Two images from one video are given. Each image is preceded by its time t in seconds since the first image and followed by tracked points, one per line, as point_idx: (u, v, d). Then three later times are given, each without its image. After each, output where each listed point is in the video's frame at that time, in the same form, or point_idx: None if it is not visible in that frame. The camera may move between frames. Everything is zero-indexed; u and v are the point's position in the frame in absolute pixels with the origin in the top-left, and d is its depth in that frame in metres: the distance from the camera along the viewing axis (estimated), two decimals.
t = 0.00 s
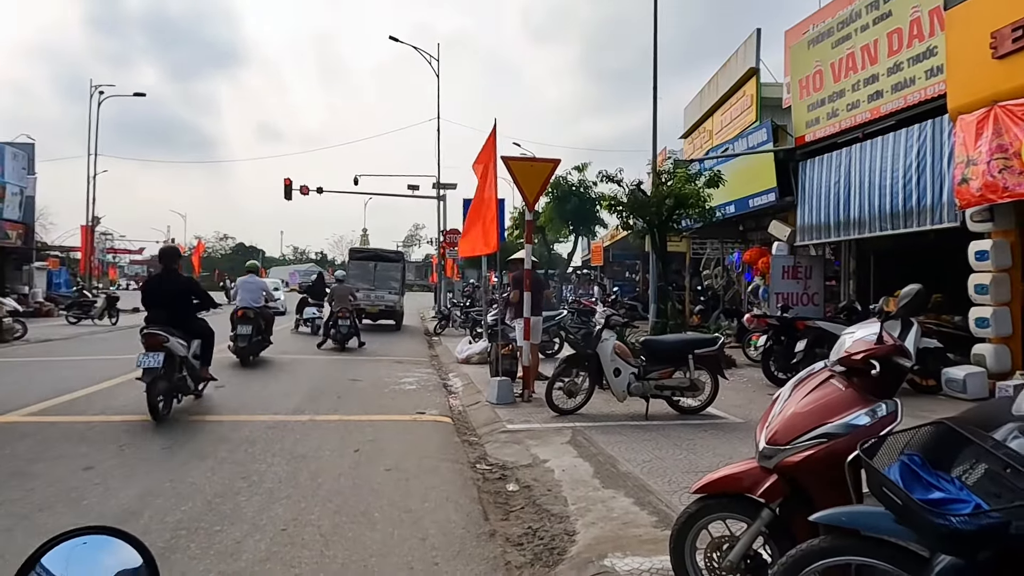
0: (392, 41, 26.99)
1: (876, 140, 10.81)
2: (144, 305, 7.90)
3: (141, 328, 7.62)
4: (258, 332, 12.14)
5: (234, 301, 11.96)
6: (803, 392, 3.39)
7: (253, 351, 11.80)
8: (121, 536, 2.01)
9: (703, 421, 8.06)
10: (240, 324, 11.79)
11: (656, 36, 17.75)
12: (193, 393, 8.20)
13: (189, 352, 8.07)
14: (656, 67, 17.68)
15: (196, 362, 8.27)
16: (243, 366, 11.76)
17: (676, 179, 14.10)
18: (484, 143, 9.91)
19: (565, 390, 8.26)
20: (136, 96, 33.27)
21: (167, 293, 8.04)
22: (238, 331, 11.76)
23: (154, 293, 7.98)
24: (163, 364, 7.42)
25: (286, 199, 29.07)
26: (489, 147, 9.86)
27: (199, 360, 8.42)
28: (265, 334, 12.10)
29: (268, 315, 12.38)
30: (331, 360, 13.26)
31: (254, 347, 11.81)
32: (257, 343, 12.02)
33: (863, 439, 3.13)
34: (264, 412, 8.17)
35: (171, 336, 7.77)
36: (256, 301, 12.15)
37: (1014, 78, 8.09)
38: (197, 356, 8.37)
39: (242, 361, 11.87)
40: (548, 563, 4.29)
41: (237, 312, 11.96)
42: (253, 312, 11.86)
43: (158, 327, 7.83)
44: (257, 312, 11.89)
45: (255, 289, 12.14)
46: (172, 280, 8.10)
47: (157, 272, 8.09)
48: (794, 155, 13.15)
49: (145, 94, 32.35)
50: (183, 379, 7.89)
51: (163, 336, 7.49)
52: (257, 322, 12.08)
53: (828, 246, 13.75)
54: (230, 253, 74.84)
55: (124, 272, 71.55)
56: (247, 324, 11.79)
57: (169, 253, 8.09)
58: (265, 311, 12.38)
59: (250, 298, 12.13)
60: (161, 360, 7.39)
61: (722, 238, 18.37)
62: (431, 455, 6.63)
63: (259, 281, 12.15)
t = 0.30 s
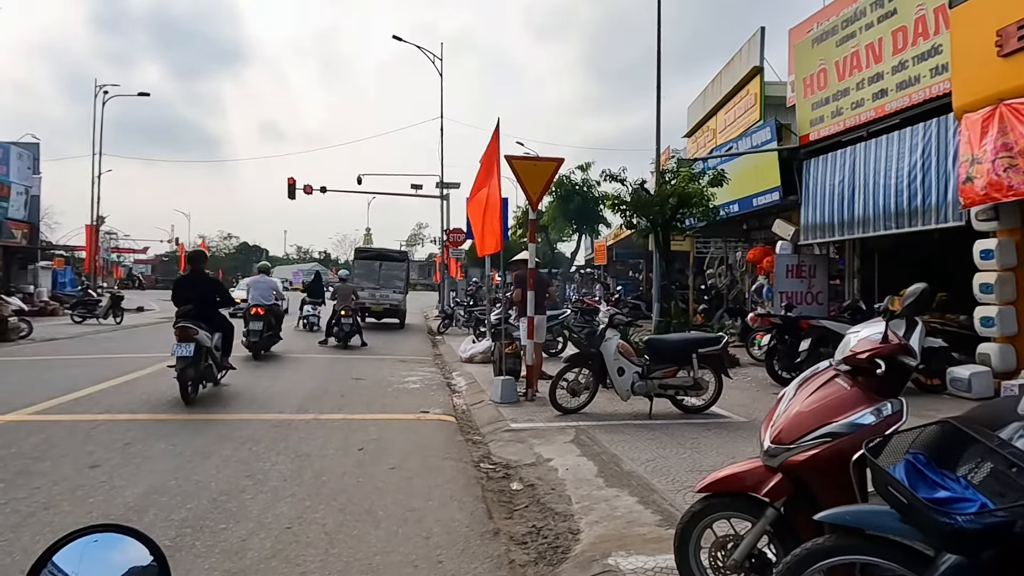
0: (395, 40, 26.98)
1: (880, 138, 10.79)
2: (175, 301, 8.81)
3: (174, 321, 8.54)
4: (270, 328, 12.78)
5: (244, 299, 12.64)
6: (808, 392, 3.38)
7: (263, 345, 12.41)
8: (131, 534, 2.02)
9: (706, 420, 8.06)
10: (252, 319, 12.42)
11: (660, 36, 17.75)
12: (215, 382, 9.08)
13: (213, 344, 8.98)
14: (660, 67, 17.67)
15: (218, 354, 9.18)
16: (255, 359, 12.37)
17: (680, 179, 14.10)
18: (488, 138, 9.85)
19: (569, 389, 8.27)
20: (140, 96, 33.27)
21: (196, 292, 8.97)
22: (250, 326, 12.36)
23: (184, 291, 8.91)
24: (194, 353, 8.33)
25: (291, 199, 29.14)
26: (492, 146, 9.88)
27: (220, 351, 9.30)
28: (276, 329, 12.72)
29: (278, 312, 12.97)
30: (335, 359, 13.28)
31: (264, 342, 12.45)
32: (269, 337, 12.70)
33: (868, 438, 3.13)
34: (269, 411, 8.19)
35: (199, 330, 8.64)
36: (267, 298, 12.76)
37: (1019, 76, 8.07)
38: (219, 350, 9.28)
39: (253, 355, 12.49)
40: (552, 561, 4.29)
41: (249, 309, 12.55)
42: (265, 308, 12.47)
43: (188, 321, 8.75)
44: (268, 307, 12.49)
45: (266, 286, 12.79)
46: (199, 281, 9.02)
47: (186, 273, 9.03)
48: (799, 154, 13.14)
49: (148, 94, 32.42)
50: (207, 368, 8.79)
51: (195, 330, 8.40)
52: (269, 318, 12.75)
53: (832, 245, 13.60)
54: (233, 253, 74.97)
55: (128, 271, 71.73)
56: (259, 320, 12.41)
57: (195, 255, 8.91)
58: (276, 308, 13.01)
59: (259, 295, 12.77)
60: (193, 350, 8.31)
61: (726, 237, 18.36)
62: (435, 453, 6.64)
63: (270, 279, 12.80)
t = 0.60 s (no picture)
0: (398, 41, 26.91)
1: (884, 138, 10.75)
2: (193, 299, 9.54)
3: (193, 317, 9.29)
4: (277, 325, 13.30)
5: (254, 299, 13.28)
6: (812, 392, 3.35)
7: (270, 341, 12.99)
8: (119, 534, 2.00)
9: (709, 420, 8.03)
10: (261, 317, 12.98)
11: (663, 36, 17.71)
12: (231, 372, 9.83)
13: (229, 338, 9.74)
14: (662, 66, 17.63)
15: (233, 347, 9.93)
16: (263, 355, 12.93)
17: (682, 178, 14.06)
18: (491, 136, 9.78)
19: (571, 389, 8.25)
20: (144, 96, 33.19)
21: (212, 291, 9.70)
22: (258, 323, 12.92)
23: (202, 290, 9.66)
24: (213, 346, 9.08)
25: (293, 199, 29.13)
26: (495, 145, 9.85)
27: (236, 344, 10.09)
28: (284, 326, 13.31)
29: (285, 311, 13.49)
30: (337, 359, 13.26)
31: (272, 338, 13.05)
32: (277, 335, 13.31)
33: (874, 438, 3.10)
34: (270, 411, 8.17)
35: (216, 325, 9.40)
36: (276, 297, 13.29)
37: None
38: (234, 343, 10.02)
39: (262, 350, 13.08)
40: (554, 562, 4.26)
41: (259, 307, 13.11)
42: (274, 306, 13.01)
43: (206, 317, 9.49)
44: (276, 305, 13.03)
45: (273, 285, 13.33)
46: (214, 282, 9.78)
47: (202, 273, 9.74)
48: (802, 153, 13.10)
49: (150, 93, 32.37)
50: (224, 360, 9.52)
51: (214, 324, 9.12)
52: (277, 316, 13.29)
53: (835, 245, 13.54)
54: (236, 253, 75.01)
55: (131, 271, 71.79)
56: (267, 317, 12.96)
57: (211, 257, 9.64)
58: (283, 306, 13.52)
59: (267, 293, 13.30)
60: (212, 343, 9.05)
61: (729, 237, 18.33)
62: (437, 453, 6.61)
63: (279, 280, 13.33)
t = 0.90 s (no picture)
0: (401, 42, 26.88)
1: (889, 139, 10.72)
2: (211, 298, 10.15)
3: (211, 315, 9.90)
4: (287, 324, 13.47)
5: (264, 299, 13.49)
6: (817, 394, 3.34)
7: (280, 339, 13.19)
8: (123, 537, 2.01)
9: (714, 421, 8.01)
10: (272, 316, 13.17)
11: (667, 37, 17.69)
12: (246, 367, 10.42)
13: (245, 335, 10.32)
14: (666, 67, 17.60)
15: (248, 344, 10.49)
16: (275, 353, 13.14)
17: (687, 180, 14.04)
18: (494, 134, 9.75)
19: (575, 390, 8.25)
20: (150, 97, 33.27)
21: (229, 291, 10.24)
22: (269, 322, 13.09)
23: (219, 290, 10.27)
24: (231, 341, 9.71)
25: (297, 200, 29.20)
26: (498, 144, 9.85)
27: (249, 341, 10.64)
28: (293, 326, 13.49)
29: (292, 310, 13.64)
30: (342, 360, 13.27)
31: (282, 336, 13.25)
32: (287, 333, 13.50)
33: (878, 441, 3.09)
34: (275, 412, 8.18)
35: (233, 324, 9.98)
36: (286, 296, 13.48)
37: None
38: (249, 339, 10.63)
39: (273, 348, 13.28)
40: (558, 564, 4.25)
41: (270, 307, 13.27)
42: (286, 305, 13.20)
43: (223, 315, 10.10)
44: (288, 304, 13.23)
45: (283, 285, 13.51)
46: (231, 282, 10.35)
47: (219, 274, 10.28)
48: (807, 154, 13.06)
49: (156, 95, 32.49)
50: (241, 354, 10.17)
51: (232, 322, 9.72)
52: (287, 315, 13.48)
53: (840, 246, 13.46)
54: (241, 254, 75.15)
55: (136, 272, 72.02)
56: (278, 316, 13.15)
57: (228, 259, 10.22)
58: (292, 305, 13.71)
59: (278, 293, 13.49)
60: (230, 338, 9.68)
61: (733, 238, 18.30)
62: (441, 455, 6.61)
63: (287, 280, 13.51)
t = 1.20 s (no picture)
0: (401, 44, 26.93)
1: (888, 141, 10.73)
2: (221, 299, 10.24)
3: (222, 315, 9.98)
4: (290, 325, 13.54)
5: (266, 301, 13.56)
6: (817, 396, 3.34)
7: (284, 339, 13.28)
8: (126, 536, 2.01)
9: (713, 423, 8.01)
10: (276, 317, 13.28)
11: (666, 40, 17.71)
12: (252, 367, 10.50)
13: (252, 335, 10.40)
14: (666, 70, 17.62)
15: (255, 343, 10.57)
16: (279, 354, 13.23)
17: (686, 182, 14.05)
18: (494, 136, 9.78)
19: (575, 392, 8.24)
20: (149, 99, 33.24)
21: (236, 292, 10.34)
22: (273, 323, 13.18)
23: (227, 291, 10.33)
24: (241, 339, 9.75)
25: (297, 202, 29.20)
26: (497, 144, 9.84)
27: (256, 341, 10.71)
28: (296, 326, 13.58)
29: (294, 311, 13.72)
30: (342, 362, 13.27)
31: (286, 337, 13.35)
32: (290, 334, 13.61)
33: (879, 443, 3.09)
34: (274, 414, 8.18)
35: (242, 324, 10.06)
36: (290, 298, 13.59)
37: None
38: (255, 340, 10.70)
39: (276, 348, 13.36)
40: (558, 566, 4.25)
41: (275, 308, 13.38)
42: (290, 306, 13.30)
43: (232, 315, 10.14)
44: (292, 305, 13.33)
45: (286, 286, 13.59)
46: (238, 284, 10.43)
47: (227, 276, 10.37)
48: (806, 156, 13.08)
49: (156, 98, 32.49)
50: (248, 353, 10.22)
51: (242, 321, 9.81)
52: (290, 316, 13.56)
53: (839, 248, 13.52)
54: (240, 256, 75.13)
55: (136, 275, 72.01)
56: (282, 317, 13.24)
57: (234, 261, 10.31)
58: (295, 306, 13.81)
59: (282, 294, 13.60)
60: (241, 336, 9.73)
61: (732, 240, 18.31)
62: (441, 457, 6.60)
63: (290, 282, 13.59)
